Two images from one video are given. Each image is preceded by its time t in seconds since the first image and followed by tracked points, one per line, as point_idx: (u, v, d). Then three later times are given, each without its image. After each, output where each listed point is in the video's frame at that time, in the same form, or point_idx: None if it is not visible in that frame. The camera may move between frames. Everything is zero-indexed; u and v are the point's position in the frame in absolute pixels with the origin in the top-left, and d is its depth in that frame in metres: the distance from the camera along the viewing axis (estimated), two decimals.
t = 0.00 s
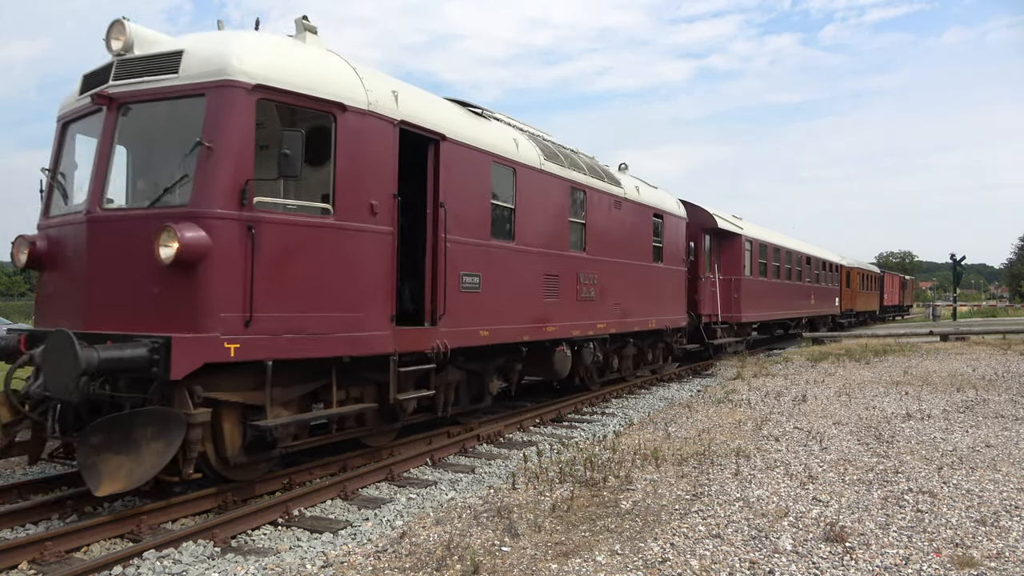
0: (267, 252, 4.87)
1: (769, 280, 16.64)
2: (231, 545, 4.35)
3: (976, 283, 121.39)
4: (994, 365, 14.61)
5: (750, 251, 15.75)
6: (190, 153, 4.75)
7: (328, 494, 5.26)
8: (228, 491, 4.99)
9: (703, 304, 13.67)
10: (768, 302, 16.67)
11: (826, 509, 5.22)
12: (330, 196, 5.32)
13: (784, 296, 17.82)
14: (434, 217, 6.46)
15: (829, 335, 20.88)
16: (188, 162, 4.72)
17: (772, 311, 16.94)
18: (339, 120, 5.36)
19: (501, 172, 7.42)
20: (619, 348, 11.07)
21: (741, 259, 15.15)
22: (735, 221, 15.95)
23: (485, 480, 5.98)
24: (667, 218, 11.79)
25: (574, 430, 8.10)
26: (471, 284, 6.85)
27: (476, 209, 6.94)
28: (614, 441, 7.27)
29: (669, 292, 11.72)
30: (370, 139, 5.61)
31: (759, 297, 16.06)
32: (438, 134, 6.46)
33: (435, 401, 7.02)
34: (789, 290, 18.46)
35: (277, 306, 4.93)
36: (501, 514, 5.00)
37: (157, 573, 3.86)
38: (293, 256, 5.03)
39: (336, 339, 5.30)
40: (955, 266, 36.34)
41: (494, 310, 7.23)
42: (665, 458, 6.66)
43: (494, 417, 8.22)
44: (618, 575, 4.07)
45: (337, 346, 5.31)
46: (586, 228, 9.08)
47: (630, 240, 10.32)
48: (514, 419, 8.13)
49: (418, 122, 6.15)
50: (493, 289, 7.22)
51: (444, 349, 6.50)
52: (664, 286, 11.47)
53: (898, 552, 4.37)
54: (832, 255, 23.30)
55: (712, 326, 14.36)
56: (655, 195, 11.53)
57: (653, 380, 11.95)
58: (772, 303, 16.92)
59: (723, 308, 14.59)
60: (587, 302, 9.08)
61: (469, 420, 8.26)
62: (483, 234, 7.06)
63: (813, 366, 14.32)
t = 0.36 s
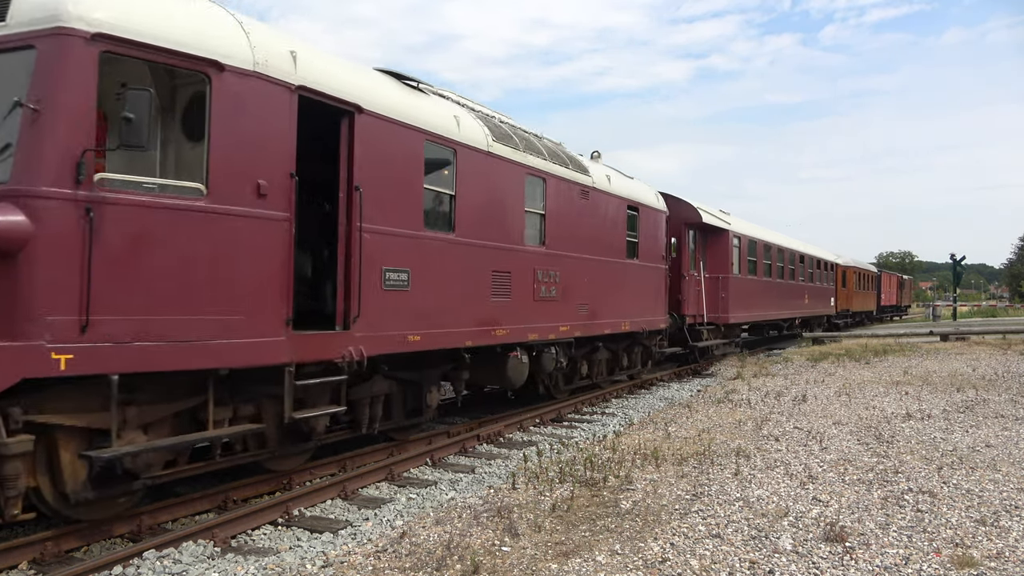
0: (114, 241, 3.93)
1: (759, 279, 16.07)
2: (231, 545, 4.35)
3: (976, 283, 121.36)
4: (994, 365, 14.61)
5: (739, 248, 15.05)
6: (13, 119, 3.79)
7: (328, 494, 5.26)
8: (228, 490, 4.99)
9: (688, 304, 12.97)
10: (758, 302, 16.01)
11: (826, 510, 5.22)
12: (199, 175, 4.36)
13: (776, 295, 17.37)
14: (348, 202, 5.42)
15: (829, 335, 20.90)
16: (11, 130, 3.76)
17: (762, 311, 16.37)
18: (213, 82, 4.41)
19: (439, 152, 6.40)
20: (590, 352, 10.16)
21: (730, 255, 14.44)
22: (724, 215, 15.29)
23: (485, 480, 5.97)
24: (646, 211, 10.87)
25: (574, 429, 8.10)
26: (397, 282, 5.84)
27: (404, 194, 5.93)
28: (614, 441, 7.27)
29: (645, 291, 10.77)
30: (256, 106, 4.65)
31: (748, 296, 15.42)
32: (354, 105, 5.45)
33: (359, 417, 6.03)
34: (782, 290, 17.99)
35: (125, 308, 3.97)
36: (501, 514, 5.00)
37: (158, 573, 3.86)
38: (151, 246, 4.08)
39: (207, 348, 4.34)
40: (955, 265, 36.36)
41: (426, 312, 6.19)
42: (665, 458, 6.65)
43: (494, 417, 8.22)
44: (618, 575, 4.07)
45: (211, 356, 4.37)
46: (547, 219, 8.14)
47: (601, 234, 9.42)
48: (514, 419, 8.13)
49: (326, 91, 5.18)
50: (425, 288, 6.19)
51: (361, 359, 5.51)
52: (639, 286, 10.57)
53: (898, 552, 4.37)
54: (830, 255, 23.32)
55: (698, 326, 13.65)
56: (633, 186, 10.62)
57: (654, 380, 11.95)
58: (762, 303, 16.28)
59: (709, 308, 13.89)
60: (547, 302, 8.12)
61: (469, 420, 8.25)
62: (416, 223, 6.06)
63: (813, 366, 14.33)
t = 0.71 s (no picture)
0: None
1: (746, 277, 15.54)
2: (231, 545, 4.35)
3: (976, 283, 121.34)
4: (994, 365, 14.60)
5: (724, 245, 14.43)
6: None
7: (328, 494, 5.26)
8: (228, 490, 4.99)
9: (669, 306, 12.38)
10: (745, 301, 15.45)
11: (826, 509, 5.21)
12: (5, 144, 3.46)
13: (767, 293, 16.95)
14: (224, 181, 4.49)
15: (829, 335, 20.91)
16: None
17: (750, 310, 15.83)
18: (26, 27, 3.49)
19: (353, 127, 5.47)
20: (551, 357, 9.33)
21: (714, 252, 13.81)
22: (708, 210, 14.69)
23: (485, 480, 5.98)
24: (614, 203, 10.01)
25: (574, 429, 8.10)
26: (293, 277, 4.91)
27: (304, 174, 4.99)
28: (614, 441, 7.27)
29: (612, 291, 9.88)
30: (95, 62, 3.76)
31: (735, 294, 14.83)
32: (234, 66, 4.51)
33: (254, 436, 5.16)
34: (773, 288, 17.52)
35: None
36: (501, 514, 5.00)
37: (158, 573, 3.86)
38: None
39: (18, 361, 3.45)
40: (955, 265, 36.36)
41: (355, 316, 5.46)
42: (665, 458, 6.66)
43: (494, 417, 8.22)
44: (618, 575, 4.07)
45: (22, 373, 3.46)
46: (495, 210, 7.26)
47: (560, 228, 8.57)
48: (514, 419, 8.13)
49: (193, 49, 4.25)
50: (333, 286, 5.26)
51: (241, 372, 4.58)
52: (606, 285, 9.68)
53: (898, 552, 4.37)
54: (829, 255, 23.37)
55: (679, 328, 13.06)
56: (601, 176, 9.75)
57: (654, 380, 11.95)
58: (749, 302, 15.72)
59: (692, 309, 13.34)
60: (492, 302, 7.20)
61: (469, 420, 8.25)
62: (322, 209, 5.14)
63: (813, 366, 14.32)
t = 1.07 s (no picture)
0: None
1: (734, 275, 14.83)
2: (231, 545, 4.35)
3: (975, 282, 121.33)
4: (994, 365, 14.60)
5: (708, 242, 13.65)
6: None
7: (328, 494, 5.26)
8: (228, 490, 4.99)
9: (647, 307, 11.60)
10: (733, 298, 14.71)
11: (826, 509, 5.21)
12: None
13: (760, 291, 16.36)
14: (36, 149, 3.48)
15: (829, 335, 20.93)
16: None
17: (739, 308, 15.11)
18: None
19: (231, 92, 4.46)
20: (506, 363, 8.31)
21: (698, 248, 13.03)
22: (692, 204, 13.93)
23: (485, 480, 5.97)
24: (582, 194, 9.04)
25: (574, 429, 8.10)
26: (137, 274, 3.88)
27: (164, 146, 4.03)
28: (614, 441, 7.26)
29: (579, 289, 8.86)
30: None
31: (721, 292, 14.06)
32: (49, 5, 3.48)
33: (102, 468, 4.18)
34: (765, 286, 16.90)
35: None
36: (501, 514, 5.00)
37: (158, 573, 3.86)
38: None
39: None
40: (955, 265, 36.39)
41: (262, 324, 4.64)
42: (665, 458, 6.65)
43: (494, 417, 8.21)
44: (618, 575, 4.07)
45: None
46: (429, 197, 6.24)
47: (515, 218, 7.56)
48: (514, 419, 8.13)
49: None
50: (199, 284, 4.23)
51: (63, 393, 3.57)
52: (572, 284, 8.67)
53: (898, 552, 4.37)
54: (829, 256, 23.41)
55: (658, 330, 12.24)
56: (567, 164, 8.79)
57: (654, 380, 11.94)
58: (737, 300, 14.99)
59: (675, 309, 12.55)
60: (424, 303, 6.17)
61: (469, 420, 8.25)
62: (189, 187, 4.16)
63: (813, 366, 14.33)
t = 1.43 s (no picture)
0: None
1: (724, 274, 13.83)
2: (231, 545, 4.35)
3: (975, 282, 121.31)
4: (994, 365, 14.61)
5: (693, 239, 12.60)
6: None
7: (328, 494, 5.26)
8: (228, 490, 4.98)
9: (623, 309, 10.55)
10: (721, 300, 13.71)
11: (826, 509, 5.21)
12: None
13: (752, 292, 15.49)
14: None
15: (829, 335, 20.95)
16: None
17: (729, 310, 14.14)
18: None
19: (63, 47, 3.57)
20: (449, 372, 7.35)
21: (682, 245, 11.98)
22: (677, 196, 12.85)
23: (485, 480, 5.97)
24: (540, 181, 8.02)
25: (574, 429, 8.10)
26: None
27: None
28: (614, 441, 7.26)
29: (535, 289, 7.83)
30: None
31: (708, 293, 13.03)
32: None
33: None
34: (759, 286, 15.97)
35: None
36: (501, 514, 5.00)
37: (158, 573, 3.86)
38: None
39: None
40: (955, 265, 36.42)
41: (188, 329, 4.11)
42: (665, 458, 6.65)
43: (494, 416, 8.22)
44: (618, 575, 4.07)
45: None
46: (339, 177, 5.23)
47: (457, 207, 6.59)
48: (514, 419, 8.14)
49: None
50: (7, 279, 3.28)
51: None
52: (527, 282, 7.69)
53: (898, 552, 4.37)
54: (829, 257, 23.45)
55: (635, 331, 11.18)
56: (523, 148, 7.80)
57: (654, 380, 11.95)
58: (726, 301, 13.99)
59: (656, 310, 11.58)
60: (335, 305, 5.17)
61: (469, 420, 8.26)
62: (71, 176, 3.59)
63: (813, 366, 14.35)
